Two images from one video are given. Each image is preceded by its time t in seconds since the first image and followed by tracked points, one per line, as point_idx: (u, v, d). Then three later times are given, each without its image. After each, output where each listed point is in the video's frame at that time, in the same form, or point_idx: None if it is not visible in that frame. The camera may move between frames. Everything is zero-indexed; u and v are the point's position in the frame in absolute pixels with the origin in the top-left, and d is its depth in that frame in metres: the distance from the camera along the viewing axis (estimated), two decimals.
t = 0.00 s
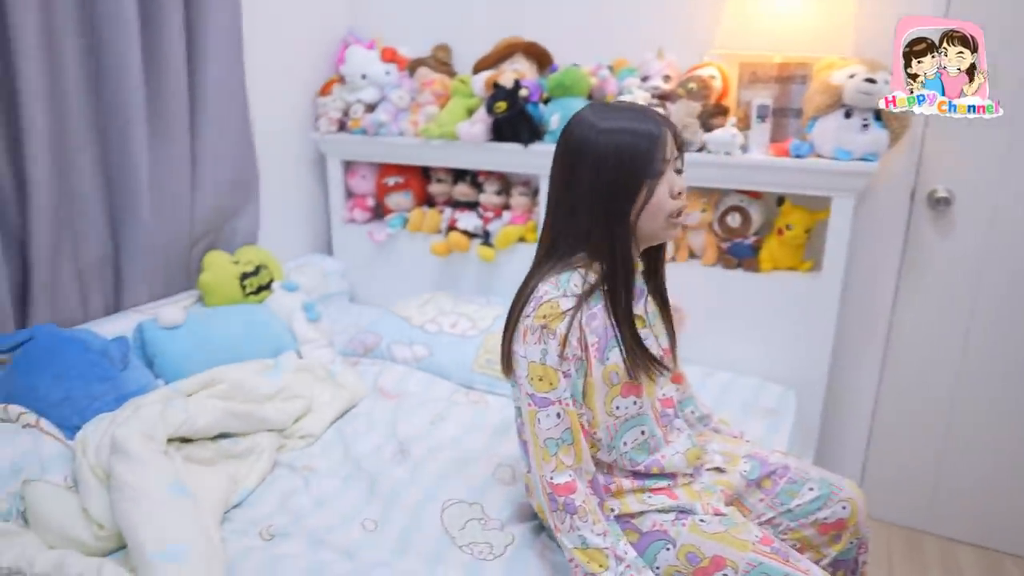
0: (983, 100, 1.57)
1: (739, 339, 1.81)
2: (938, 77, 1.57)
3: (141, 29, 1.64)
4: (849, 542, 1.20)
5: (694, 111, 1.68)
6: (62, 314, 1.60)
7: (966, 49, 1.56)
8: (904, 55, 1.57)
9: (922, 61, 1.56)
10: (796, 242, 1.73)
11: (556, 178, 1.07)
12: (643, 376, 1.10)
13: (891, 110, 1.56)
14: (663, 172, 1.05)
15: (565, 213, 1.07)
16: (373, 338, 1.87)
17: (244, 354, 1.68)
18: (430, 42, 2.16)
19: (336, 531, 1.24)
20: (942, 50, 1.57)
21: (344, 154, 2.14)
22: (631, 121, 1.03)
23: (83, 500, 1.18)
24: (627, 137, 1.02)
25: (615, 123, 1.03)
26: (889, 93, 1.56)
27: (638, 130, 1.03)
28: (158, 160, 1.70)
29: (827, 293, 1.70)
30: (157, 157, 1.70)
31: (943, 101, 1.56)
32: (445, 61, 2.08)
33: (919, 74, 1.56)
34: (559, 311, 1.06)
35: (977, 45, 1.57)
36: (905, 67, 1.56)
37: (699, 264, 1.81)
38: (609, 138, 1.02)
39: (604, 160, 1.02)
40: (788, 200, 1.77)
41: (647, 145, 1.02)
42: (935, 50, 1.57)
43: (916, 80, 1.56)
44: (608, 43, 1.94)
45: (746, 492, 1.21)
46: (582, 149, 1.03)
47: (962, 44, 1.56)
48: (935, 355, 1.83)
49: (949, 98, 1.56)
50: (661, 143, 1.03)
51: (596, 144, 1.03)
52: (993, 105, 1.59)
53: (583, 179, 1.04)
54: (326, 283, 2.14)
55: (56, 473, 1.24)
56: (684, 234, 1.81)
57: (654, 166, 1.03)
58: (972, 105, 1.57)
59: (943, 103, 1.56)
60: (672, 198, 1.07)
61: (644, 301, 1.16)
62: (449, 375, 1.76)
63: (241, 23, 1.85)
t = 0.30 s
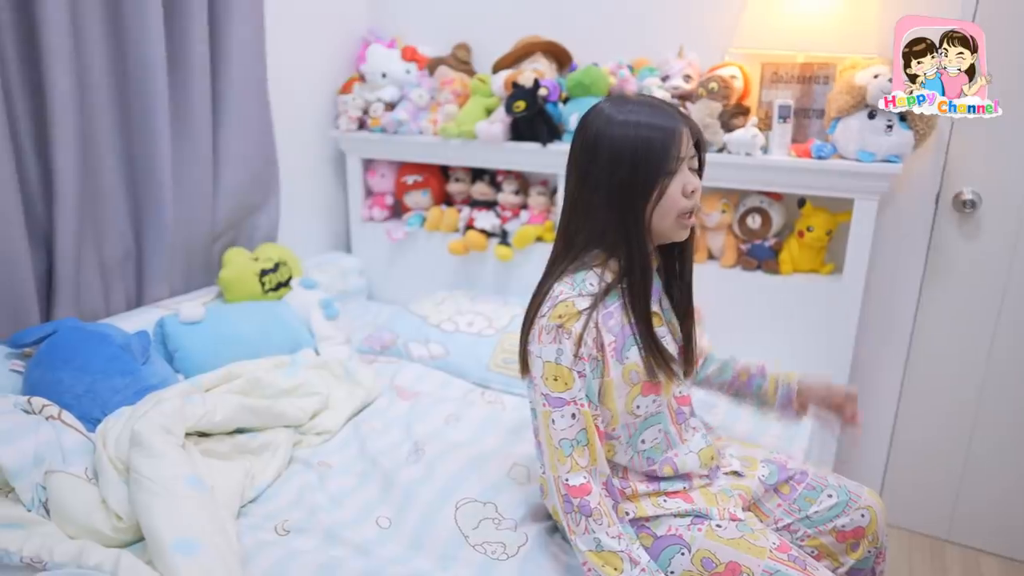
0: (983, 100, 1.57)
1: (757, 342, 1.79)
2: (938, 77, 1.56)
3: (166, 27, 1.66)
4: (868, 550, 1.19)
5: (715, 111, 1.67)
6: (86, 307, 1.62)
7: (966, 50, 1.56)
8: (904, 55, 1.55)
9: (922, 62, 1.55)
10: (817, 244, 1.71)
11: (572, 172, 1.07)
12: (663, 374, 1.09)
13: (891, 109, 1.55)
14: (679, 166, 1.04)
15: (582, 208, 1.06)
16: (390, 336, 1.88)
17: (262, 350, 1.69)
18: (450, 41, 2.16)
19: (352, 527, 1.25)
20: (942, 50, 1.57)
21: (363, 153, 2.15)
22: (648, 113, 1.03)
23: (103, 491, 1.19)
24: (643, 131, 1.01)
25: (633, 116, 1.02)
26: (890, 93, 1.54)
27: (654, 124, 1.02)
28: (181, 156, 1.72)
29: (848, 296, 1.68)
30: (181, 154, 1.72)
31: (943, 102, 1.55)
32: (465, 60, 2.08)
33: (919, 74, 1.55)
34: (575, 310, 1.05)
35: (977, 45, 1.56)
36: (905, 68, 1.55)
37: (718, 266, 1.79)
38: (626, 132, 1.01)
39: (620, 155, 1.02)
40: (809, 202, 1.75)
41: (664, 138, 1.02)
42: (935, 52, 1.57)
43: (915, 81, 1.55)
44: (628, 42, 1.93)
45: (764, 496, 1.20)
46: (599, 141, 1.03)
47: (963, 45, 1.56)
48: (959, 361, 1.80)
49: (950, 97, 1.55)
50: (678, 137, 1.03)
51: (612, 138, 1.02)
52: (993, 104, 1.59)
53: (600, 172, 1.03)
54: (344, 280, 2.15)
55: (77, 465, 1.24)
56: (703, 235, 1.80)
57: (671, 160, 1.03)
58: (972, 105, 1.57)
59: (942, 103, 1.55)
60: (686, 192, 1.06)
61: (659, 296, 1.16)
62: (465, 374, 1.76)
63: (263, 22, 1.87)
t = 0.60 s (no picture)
0: (983, 100, 1.52)
1: (772, 346, 1.78)
2: (938, 78, 1.52)
3: (185, 30, 1.68)
4: (882, 559, 1.17)
5: (731, 115, 1.67)
6: (105, 306, 1.64)
7: (966, 50, 1.52)
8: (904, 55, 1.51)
9: (922, 62, 1.51)
10: (833, 249, 1.70)
11: (585, 172, 1.07)
12: (673, 368, 1.08)
13: (891, 109, 1.53)
14: (688, 169, 1.03)
15: (593, 209, 1.06)
16: (403, 337, 1.89)
17: (276, 348, 1.70)
18: (466, 43, 2.16)
19: (362, 527, 1.25)
20: (942, 49, 1.52)
21: (378, 154, 2.16)
22: (661, 116, 1.03)
23: (118, 487, 1.20)
24: (656, 133, 1.01)
25: (645, 118, 1.02)
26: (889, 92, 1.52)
27: (667, 128, 1.02)
28: (199, 157, 1.74)
29: (865, 301, 1.67)
30: (198, 155, 1.74)
31: (943, 101, 1.51)
32: (480, 63, 2.09)
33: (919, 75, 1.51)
34: (582, 308, 1.06)
35: (976, 44, 1.53)
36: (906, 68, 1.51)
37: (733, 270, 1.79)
38: (639, 135, 1.01)
39: (631, 156, 1.01)
40: (825, 207, 1.74)
41: (676, 142, 1.01)
42: (935, 51, 1.52)
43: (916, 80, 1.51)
44: (645, 45, 1.92)
45: (777, 503, 1.18)
46: (611, 143, 1.03)
47: (962, 45, 1.52)
48: (977, 369, 1.77)
49: (949, 97, 1.51)
50: (689, 141, 1.02)
51: (625, 140, 1.02)
52: (993, 104, 1.54)
53: (612, 174, 1.03)
54: (358, 281, 2.16)
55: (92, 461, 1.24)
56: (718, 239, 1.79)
57: (681, 163, 1.02)
58: (972, 105, 1.51)
59: (943, 103, 1.51)
60: (693, 193, 1.04)
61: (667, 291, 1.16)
62: (478, 376, 1.76)
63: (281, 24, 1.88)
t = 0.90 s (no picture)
0: (983, 100, 1.50)
1: (786, 350, 1.76)
2: (937, 78, 1.52)
3: (201, 32, 1.69)
4: (897, 561, 1.16)
5: (746, 116, 1.66)
6: (121, 306, 1.65)
7: (966, 50, 1.51)
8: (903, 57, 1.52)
9: (922, 62, 1.52)
10: (849, 252, 1.68)
11: (599, 177, 1.06)
12: (678, 376, 1.08)
13: (892, 110, 1.54)
14: (704, 178, 1.03)
15: (606, 214, 1.05)
16: (415, 338, 1.89)
17: (286, 350, 1.71)
18: (480, 44, 2.16)
19: (371, 528, 1.25)
20: (942, 49, 1.52)
21: (392, 155, 2.17)
22: (679, 124, 1.02)
23: (131, 485, 1.21)
24: (675, 142, 1.01)
25: (663, 126, 1.01)
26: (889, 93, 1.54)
27: (684, 137, 1.01)
28: (214, 158, 1.75)
29: (882, 305, 1.65)
30: (213, 156, 1.75)
31: (942, 101, 1.51)
32: (494, 64, 2.08)
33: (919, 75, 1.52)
34: (585, 312, 1.05)
35: (977, 45, 1.52)
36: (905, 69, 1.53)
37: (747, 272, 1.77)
38: (657, 142, 1.01)
39: (648, 162, 1.01)
40: (842, 209, 1.72)
41: (693, 151, 1.01)
42: (935, 52, 1.52)
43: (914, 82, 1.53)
44: (660, 45, 1.91)
45: (788, 507, 1.18)
46: (628, 149, 1.02)
47: (963, 45, 1.51)
48: (994, 374, 1.75)
49: (949, 98, 1.51)
50: (706, 151, 1.02)
51: (642, 146, 1.01)
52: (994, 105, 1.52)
53: (627, 180, 1.02)
54: (371, 282, 2.17)
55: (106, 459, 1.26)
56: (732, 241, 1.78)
57: (698, 172, 1.02)
58: (972, 104, 1.50)
59: (942, 103, 1.51)
60: (707, 200, 1.04)
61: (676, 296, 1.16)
62: (489, 377, 1.76)
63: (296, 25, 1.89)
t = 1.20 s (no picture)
0: (984, 100, 1.49)
1: (796, 352, 1.75)
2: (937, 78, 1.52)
3: (212, 33, 1.69)
4: (906, 566, 1.15)
5: (757, 116, 1.65)
6: (130, 304, 1.66)
7: (966, 50, 1.52)
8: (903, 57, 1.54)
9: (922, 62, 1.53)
10: (860, 254, 1.67)
11: (610, 178, 1.05)
12: (689, 378, 1.08)
13: (892, 109, 1.56)
14: (719, 179, 1.03)
15: (621, 214, 1.04)
16: (422, 337, 1.89)
17: (295, 348, 1.71)
18: (489, 44, 2.16)
19: (378, 528, 1.25)
20: (942, 49, 1.53)
21: (400, 155, 2.17)
22: (692, 124, 1.02)
23: (139, 483, 1.21)
24: (690, 142, 1.00)
25: (677, 125, 1.01)
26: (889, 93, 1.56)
27: (699, 137, 1.01)
28: (224, 157, 1.75)
29: (893, 308, 1.63)
30: (223, 156, 1.76)
31: (943, 101, 1.51)
32: (503, 64, 2.08)
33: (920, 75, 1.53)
34: (596, 312, 1.04)
35: (977, 45, 1.52)
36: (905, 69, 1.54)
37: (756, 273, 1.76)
38: (671, 142, 1.00)
39: (664, 163, 1.00)
40: (853, 211, 1.71)
41: (708, 151, 1.01)
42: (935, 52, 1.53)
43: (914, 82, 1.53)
44: (670, 45, 1.90)
45: (797, 511, 1.17)
46: (642, 149, 1.01)
47: (963, 45, 1.52)
48: (1007, 379, 1.73)
49: (949, 98, 1.51)
50: (720, 151, 1.02)
51: (657, 146, 1.00)
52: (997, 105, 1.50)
53: (642, 179, 1.01)
54: (379, 282, 2.17)
55: (115, 456, 1.26)
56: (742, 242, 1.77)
57: (713, 173, 1.01)
58: (972, 104, 1.50)
59: (943, 103, 1.51)
60: (722, 202, 1.04)
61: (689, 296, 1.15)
62: (497, 378, 1.75)
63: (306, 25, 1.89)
